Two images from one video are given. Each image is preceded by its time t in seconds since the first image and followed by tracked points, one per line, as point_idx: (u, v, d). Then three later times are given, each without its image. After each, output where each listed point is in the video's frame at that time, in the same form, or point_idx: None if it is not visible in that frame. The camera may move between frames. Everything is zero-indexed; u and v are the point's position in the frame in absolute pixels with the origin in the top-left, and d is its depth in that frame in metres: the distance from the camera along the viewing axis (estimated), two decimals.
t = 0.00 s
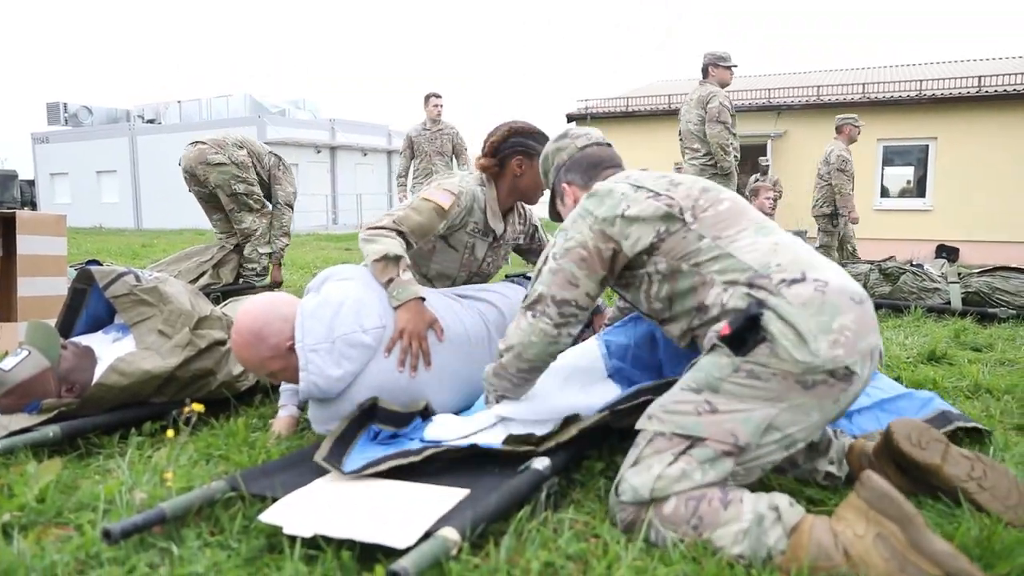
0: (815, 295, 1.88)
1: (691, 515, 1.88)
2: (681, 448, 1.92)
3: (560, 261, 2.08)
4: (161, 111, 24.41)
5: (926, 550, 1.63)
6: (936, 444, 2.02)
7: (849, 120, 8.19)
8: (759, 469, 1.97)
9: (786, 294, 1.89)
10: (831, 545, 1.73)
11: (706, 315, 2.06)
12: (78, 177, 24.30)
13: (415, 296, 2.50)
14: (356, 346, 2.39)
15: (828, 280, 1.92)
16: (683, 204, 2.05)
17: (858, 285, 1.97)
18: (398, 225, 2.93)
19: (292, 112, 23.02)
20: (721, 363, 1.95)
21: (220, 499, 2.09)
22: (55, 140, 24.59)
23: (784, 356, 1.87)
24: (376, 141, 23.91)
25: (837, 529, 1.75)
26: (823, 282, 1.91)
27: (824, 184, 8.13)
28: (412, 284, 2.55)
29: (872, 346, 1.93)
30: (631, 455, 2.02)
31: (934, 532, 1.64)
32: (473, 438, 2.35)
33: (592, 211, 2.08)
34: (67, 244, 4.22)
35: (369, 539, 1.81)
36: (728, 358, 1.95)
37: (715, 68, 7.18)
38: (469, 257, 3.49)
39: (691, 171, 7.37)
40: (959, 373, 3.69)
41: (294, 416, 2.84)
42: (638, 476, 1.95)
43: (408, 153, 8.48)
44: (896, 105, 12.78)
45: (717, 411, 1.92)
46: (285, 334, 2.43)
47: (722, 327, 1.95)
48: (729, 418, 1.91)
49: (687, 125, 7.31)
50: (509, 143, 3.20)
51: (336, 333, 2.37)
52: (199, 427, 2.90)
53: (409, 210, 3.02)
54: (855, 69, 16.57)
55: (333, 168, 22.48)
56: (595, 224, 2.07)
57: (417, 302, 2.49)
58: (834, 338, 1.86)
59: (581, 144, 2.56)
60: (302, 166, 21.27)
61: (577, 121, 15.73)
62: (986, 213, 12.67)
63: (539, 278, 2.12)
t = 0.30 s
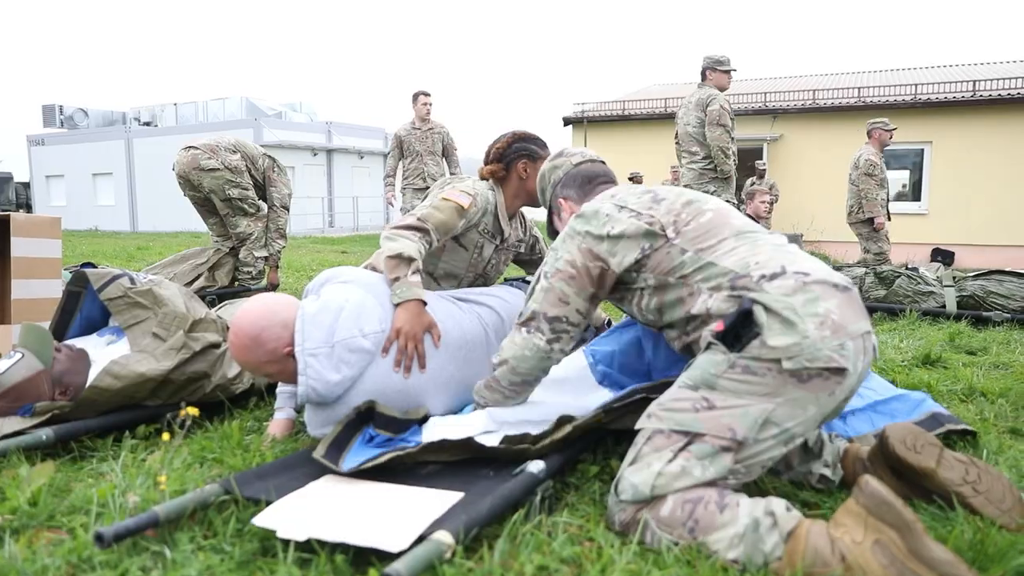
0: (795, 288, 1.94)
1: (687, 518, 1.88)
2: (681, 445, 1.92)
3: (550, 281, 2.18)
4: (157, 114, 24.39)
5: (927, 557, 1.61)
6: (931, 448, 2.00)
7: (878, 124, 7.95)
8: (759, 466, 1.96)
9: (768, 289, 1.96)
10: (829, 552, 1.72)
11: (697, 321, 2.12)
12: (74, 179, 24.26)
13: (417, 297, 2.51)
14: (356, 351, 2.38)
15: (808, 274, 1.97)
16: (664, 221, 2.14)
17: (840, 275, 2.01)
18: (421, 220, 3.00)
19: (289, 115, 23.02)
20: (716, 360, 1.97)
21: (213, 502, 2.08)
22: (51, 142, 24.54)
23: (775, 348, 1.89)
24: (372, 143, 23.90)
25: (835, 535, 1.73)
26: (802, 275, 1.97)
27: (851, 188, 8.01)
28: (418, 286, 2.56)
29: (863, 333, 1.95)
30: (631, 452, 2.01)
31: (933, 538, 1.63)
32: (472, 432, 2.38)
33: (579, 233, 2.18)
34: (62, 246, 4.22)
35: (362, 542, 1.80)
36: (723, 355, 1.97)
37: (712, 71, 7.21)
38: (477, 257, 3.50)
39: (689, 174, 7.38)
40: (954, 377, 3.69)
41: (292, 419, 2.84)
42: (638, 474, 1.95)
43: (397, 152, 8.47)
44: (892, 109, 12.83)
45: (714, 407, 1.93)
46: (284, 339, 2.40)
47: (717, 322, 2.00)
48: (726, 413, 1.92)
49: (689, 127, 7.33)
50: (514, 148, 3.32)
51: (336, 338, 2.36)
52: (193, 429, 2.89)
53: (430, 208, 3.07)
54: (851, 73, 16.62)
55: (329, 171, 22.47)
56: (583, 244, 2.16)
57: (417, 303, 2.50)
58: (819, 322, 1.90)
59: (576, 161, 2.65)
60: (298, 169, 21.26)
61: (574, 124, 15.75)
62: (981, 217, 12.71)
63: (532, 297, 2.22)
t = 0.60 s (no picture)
0: (787, 284, 1.97)
1: (682, 522, 1.88)
2: (679, 446, 1.93)
3: (536, 290, 2.17)
4: (156, 113, 24.38)
5: (924, 559, 1.63)
6: (929, 449, 2.00)
7: (912, 127, 7.72)
8: (759, 468, 1.96)
9: (760, 286, 1.98)
10: (826, 554, 1.71)
11: (691, 327, 2.11)
12: (72, 178, 24.23)
13: (411, 293, 2.52)
14: (350, 349, 2.38)
15: (798, 270, 2.00)
16: (651, 226, 2.15)
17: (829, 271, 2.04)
18: (426, 225, 2.99)
19: (288, 115, 23.01)
20: (715, 361, 1.97)
21: (207, 501, 2.08)
22: (49, 140, 24.50)
23: (774, 345, 1.90)
24: (371, 143, 23.90)
25: (833, 537, 1.74)
26: (792, 272, 2.00)
27: (883, 193, 7.91)
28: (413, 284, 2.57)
29: (859, 328, 1.96)
30: (630, 453, 2.01)
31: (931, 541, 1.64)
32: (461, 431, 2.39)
33: (565, 242, 2.19)
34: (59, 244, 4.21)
35: (357, 541, 1.80)
36: (722, 356, 1.97)
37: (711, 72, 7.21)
38: (477, 263, 3.49)
39: (688, 176, 7.37)
40: (950, 378, 3.70)
41: (287, 418, 2.83)
42: (634, 476, 1.95)
43: (391, 150, 8.42)
44: (890, 111, 12.84)
45: (714, 409, 1.93)
46: (275, 340, 2.41)
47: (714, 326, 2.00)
48: (725, 415, 1.92)
49: (689, 128, 7.32)
50: (516, 156, 3.31)
51: (330, 336, 2.36)
52: (188, 429, 2.89)
53: (433, 213, 3.08)
54: (849, 75, 16.64)
55: (328, 170, 22.45)
56: (570, 252, 2.16)
57: (411, 299, 2.51)
58: (814, 318, 1.92)
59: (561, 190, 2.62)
60: (296, 168, 21.25)
61: (572, 125, 15.76)
62: (979, 219, 12.72)
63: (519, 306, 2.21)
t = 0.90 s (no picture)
0: (766, 274, 1.98)
1: (675, 517, 1.88)
2: (666, 438, 1.93)
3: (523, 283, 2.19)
4: (153, 108, 24.32)
5: (917, 553, 1.65)
6: (922, 447, 2.02)
7: (946, 122, 7.74)
8: (748, 458, 1.97)
9: (739, 276, 1.99)
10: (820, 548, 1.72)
11: (675, 321, 2.12)
12: (69, 174, 24.17)
13: (409, 286, 2.52)
14: (344, 341, 2.38)
15: (775, 261, 2.02)
16: (635, 220, 2.18)
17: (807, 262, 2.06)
18: (428, 223, 2.98)
19: (285, 111, 22.96)
20: (699, 352, 1.98)
21: (202, 496, 2.08)
22: (45, 135, 24.43)
23: (754, 332, 1.91)
24: (369, 139, 23.87)
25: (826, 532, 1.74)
26: (770, 262, 2.02)
27: (919, 191, 7.92)
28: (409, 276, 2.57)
29: (840, 313, 1.97)
30: (620, 447, 2.02)
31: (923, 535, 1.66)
32: (455, 428, 2.34)
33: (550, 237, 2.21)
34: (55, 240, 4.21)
35: (351, 536, 1.80)
36: (705, 347, 1.98)
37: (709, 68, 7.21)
38: (478, 263, 3.47)
39: (686, 172, 7.37)
40: (946, 374, 3.70)
41: (284, 413, 2.84)
42: (626, 469, 1.95)
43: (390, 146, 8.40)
44: (887, 107, 12.84)
45: (699, 399, 1.93)
46: (269, 334, 2.41)
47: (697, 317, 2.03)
48: (710, 404, 1.92)
49: (687, 124, 7.32)
50: (519, 159, 3.31)
51: (323, 328, 2.36)
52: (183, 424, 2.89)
53: (436, 212, 3.07)
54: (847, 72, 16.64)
55: (325, 166, 22.42)
56: (555, 248, 2.19)
57: (409, 291, 2.51)
58: (793, 305, 1.93)
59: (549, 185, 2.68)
60: (294, 164, 21.22)
61: (571, 121, 15.76)
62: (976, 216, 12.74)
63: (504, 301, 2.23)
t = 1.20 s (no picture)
0: (759, 263, 2.02)
1: (682, 515, 1.89)
2: (664, 424, 1.95)
3: (557, 260, 2.33)
4: (158, 110, 24.40)
5: (923, 563, 1.60)
6: (925, 448, 2.02)
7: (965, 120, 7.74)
8: (747, 445, 1.97)
9: (733, 265, 2.04)
10: (821, 557, 1.67)
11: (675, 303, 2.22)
12: (74, 176, 24.27)
13: (411, 282, 2.53)
14: (347, 339, 2.39)
15: (772, 250, 2.04)
16: (649, 204, 2.26)
17: (808, 251, 2.07)
18: (432, 222, 2.96)
19: (289, 112, 23.01)
20: (688, 339, 2.05)
21: (206, 496, 2.08)
22: (50, 137, 24.53)
23: (742, 319, 1.96)
24: (373, 140, 23.93)
25: (828, 541, 1.69)
26: (766, 252, 2.04)
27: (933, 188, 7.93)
28: (411, 271, 2.58)
29: (831, 304, 1.99)
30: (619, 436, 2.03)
31: (929, 542, 1.63)
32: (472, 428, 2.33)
33: (578, 214, 2.35)
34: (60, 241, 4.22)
35: (355, 536, 1.81)
36: (695, 334, 2.04)
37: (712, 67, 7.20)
38: (484, 262, 3.49)
39: (691, 172, 7.36)
40: (951, 374, 3.69)
41: (288, 413, 2.84)
42: (627, 458, 1.96)
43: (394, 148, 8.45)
44: (892, 107, 12.79)
45: (690, 384, 1.96)
46: (272, 335, 2.41)
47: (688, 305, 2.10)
48: (701, 387, 1.95)
49: (693, 123, 7.28)
50: (524, 158, 3.37)
51: (327, 326, 2.37)
52: (187, 425, 2.90)
53: (440, 211, 3.04)
54: (851, 71, 16.60)
55: (329, 167, 22.46)
56: (582, 225, 2.33)
57: (411, 287, 2.52)
58: (782, 294, 1.96)
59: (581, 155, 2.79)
60: (298, 165, 21.28)
61: (574, 121, 15.75)
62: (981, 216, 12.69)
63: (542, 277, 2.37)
